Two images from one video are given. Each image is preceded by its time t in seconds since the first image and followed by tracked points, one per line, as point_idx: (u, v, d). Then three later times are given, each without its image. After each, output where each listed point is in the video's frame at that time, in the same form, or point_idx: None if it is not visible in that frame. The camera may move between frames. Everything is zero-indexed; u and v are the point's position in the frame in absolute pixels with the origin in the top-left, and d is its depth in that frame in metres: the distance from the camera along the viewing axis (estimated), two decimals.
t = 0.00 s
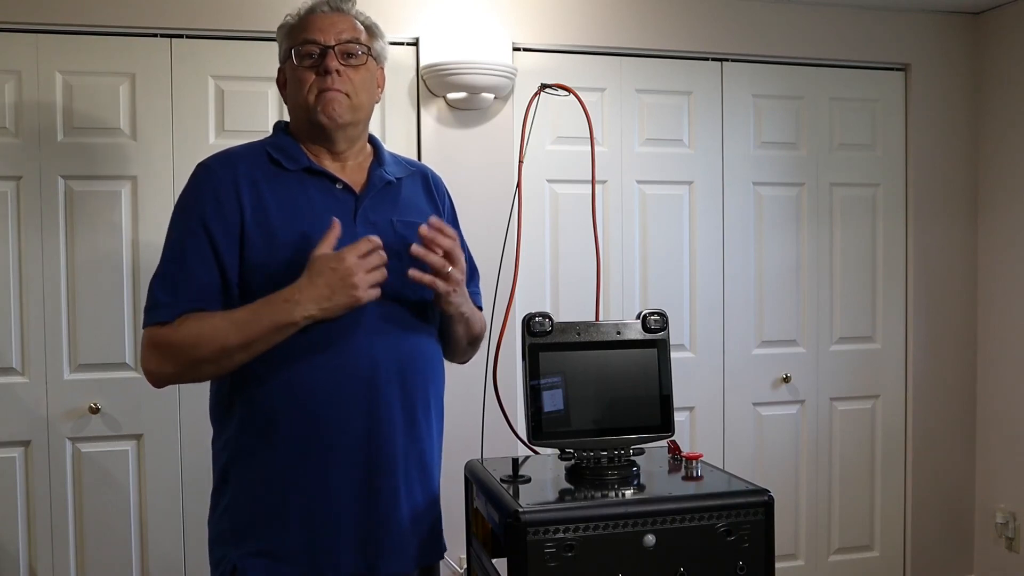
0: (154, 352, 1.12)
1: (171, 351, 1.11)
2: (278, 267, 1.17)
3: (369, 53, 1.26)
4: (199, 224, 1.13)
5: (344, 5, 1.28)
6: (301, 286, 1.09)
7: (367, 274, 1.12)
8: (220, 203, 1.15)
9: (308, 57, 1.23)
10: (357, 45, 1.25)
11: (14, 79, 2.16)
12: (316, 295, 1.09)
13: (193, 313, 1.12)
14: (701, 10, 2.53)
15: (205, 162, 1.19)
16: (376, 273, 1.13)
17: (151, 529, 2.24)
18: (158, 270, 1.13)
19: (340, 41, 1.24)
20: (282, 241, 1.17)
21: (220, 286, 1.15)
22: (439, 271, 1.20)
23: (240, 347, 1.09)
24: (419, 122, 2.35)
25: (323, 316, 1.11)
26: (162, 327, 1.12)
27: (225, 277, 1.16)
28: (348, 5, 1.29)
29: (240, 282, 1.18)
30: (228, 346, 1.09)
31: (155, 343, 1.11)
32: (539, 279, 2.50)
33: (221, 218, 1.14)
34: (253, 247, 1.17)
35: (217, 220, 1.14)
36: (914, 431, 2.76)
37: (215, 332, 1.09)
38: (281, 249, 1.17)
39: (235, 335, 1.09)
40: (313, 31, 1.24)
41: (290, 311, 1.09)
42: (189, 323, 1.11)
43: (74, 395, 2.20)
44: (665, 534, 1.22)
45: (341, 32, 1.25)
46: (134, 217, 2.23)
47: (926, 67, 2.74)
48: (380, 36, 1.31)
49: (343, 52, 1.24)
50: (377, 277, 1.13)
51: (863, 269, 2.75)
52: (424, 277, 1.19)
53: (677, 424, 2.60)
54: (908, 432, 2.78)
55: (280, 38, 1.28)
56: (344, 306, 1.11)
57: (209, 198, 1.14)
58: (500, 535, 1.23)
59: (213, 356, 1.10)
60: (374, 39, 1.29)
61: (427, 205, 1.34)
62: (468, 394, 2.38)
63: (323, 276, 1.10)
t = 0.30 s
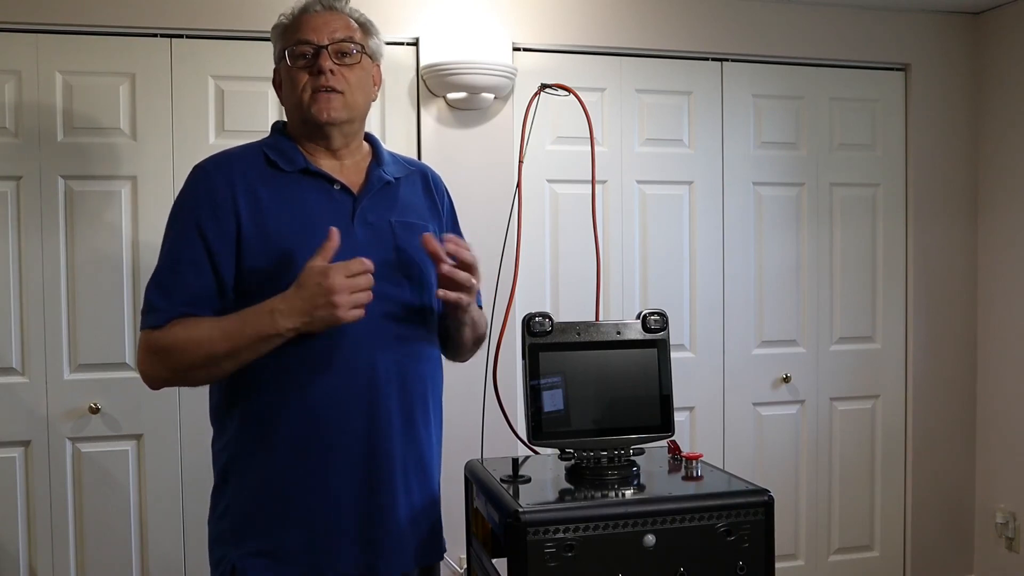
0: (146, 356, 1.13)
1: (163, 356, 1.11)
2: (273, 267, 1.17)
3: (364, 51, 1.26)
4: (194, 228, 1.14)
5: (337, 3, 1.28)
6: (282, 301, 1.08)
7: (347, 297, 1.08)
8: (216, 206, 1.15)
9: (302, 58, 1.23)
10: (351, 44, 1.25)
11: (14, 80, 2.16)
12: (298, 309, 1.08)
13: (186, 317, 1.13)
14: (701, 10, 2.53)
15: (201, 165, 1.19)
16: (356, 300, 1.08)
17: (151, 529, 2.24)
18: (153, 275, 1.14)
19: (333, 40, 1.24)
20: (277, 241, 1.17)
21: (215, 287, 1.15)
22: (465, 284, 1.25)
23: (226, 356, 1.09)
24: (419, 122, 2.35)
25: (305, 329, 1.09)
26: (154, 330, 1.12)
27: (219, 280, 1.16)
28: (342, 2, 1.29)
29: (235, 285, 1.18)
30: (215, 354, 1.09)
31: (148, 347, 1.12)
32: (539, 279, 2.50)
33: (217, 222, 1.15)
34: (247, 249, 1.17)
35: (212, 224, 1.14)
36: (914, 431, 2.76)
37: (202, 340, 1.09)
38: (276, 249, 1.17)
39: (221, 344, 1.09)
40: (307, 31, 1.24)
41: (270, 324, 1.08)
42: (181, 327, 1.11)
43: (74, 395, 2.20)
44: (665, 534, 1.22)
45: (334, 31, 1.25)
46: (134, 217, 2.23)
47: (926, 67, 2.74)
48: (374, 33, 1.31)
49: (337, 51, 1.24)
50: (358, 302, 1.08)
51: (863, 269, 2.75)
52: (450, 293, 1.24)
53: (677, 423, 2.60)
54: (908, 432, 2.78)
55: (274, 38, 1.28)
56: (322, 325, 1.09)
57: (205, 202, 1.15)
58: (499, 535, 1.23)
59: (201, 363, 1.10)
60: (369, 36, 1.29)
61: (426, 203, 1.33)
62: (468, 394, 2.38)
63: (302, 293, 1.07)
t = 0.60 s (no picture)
0: (168, 358, 1.11)
1: (185, 357, 1.10)
2: (277, 267, 1.16)
3: (358, 48, 1.26)
4: (197, 225, 1.14)
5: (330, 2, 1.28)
6: (331, 304, 1.14)
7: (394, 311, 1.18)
8: (216, 205, 1.15)
9: (296, 57, 1.22)
10: (345, 41, 1.24)
11: (14, 80, 2.16)
12: (345, 315, 1.15)
13: (211, 321, 1.13)
14: (701, 10, 2.53)
15: (201, 164, 1.19)
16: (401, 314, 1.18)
17: (151, 529, 2.24)
18: (160, 272, 1.14)
19: (327, 38, 1.23)
20: (276, 240, 1.16)
21: (221, 287, 1.15)
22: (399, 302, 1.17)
23: (262, 358, 1.11)
24: (419, 122, 2.35)
25: (347, 335, 1.16)
26: (175, 332, 1.12)
27: (225, 279, 1.16)
28: (336, 1, 1.28)
29: (242, 287, 1.17)
30: (250, 355, 1.10)
31: (169, 348, 1.11)
32: (539, 279, 2.50)
33: (218, 218, 1.15)
34: (252, 248, 1.16)
35: (214, 221, 1.15)
36: (914, 431, 2.76)
37: (237, 341, 1.10)
38: (276, 248, 1.16)
39: (259, 345, 1.10)
40: (300, 30, 1.23)
41: (316, 327, 1.13)
42: (207, 329, 1.11)
43: (74, 395, 2.20)
44: (665, 534, 1.22)
45: (328, 29, 1.24)
46: (134, 217, 2.23)
47: (926, 67, 2.74)
48: (369, 29, 1.30)
49: (330, 49, 1.23)
50: (400, 316, 1.18)
51: (863, 269, 2.75)
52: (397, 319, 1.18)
53: (677, 424, 2.60)
54: (908, 432, 2.78)
55: (269, 38, 1.28)
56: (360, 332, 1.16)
57: (206, 200, 1.15)
58: (499, 535, 1.23)
59: (232, 364, 1.10)
60: (363, 34, 1.28)
61: (424, 203, 1.33)
62: (468, 394, 2.38)
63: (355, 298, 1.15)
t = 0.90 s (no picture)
0: (164, 360, 1.11)
1: (182, 360, 1.10)
2: (276, 267, 1.16)
3: (359, 55, 1.25)
4: (196, 225, 1.14)
5: (330, 4, 1.26)
6: (331, 312, 1.15)
7: (394, 321, 1.18)
8: (215, 206, 1.15)
9: (297, 65, 1.22)
10: (346, 49, 1.24)
11: (14, 80, 2.16)
12: (344, 322, 1.15)
13: (209, 324, 1.13)
14: (701, 10, 2.53)
15: (200, 165, 1.19)
16: (400, 324, 1.19)
17: (151, 529, 2.24)
18: (159, 272, 1.14)
19: (328, 46, 1.23)
20: (275, 241, 1.16)
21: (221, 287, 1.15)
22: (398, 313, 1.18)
23: (259, 363, 1.11)
24: (419, 122, 2.35)
25: (344, 342, 1.16)
26: (174, 335, 1.12)
27: (225, 281, 1.16)
28: (335, 2, 1.27)
29: (241, 288, 1.17)
30: (247, 360, 1.11)
31: (167, 350, 1.11)
32: (539, 279, 2.50)
33: (217, 219, 1.15)
34: (251, 249, 1.16)
35: (213, 222, 1.15)
36: (914, 431, 2.76)
37: (235, 346, 1.10)
38: (276, 249, 1.16)
39: (257, 350, 1.11)
40: (301, 36, 1.23)
41: (314, 334, 1.13)
42: (205, 332, 1.11)
43: (74, 395, 2.20)
44: (665, 534, 1.22)
45: (329, 36, 1.23)
46: (134, 217, 2.23)
47: (925, 67, 2.74)
48: (368, 33, 1.29)
49: (332, 57, 1.23)
50: (399, 325, 1.18)
51: (863, 269, 2.75)
52: (394, 328, 1.18)
53: (677, 424, 2.60)
54: (908, 432, 2.78)
55: (267, 40, 1.27)
56: (358, 341, 1.17)
57: (205, 201, 1.15)
58: (499, 535, 1.23)
59: (229, 369, 1.11)
60: (362, 38, 1.28)
61: (423, 203, 1.33)
62: (468, 394, 2.38)
63: (356, 307, 1.16)
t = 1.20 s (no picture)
0: (164, 363, 1.11)
1: (182, 363, 1.11)
2: (275, 267, 1.16)
3: (354, 52, 1.25)
4: (194, 227, 1.14)
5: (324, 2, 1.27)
6: (331, 313, 1.15)
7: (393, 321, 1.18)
8: (213, 207, 1.15)
9: (292, 63, 1.22)
10: (341, 46, 1.24)
11: (14, 80, 2.16)
12: (342, 322, 1.15)
13: (208, 327, 1.14)
14: (701, 10, 2.53)
15: (199, 167, 1.19)
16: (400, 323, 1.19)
17: (151, 529, 2.24)
18: (158, 275, 1.14)
19: (323, 43, 1.23)
20: (274, 242, 1.16)
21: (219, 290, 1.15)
22: (396, 313, 1.17)
23: (258, 365, 1.11)
24: (419, 122, 2.35)
25: (343, 342, 1.16)
26: (172, 338, 1.12)
27: (224, 282, 1.16)
28: (329, 0, 1.27)
29: (240, 289, 1.17)
30: (246, 363, 1.11)
31: (167, 354, 1.11)
32: (539, 279, 2.50)
33: (216, 221, 1.15)
34: (250, 250, 1.16)
35: (211, 223, 1.14)
36: (914, 432, 2.76)
37: (233, 349, 1.10)
38: (274, 249, 1.16)
39: (255, 352, 1.11)
40: (296, 34, 1.23)
41: (312, 335, 1.13)
42: (204, 335, 1.12)
43: (74, 395, 2.20)
44: (665, 534, 1.22)
45: (324, 33, 1.24)
46: (134, 217, 2.23)
47: (926, 67, 2.74)
48: (363, 30, 1.30)
49: (327, 55, 1.23)
50: (399, 325, 1.18)
51: (863, 269, 2.75)
52: (393, 329, 1.18)
53: (677, 424, 2.60)
54: (908, 432, 2.78)
55: (263, 40, 1.27)
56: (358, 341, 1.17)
57: (203, 202, 1.15)
58: (499, 535, 1.23)
59: (228, 372, 1.11)
60: (358, 35, 1.28)
61: (423, 203, 1.33)
62: (469, 394, 2.38)
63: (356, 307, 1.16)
